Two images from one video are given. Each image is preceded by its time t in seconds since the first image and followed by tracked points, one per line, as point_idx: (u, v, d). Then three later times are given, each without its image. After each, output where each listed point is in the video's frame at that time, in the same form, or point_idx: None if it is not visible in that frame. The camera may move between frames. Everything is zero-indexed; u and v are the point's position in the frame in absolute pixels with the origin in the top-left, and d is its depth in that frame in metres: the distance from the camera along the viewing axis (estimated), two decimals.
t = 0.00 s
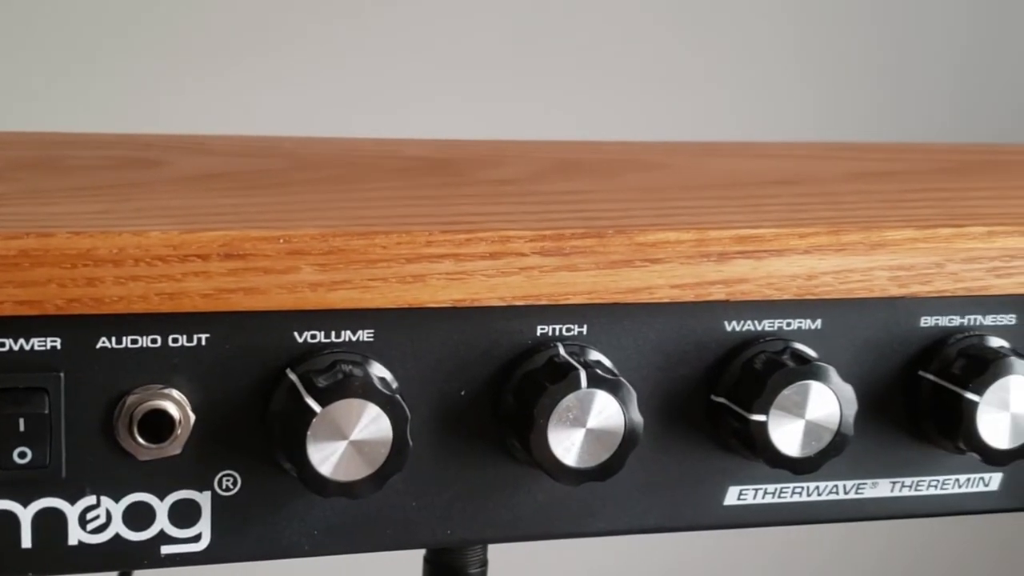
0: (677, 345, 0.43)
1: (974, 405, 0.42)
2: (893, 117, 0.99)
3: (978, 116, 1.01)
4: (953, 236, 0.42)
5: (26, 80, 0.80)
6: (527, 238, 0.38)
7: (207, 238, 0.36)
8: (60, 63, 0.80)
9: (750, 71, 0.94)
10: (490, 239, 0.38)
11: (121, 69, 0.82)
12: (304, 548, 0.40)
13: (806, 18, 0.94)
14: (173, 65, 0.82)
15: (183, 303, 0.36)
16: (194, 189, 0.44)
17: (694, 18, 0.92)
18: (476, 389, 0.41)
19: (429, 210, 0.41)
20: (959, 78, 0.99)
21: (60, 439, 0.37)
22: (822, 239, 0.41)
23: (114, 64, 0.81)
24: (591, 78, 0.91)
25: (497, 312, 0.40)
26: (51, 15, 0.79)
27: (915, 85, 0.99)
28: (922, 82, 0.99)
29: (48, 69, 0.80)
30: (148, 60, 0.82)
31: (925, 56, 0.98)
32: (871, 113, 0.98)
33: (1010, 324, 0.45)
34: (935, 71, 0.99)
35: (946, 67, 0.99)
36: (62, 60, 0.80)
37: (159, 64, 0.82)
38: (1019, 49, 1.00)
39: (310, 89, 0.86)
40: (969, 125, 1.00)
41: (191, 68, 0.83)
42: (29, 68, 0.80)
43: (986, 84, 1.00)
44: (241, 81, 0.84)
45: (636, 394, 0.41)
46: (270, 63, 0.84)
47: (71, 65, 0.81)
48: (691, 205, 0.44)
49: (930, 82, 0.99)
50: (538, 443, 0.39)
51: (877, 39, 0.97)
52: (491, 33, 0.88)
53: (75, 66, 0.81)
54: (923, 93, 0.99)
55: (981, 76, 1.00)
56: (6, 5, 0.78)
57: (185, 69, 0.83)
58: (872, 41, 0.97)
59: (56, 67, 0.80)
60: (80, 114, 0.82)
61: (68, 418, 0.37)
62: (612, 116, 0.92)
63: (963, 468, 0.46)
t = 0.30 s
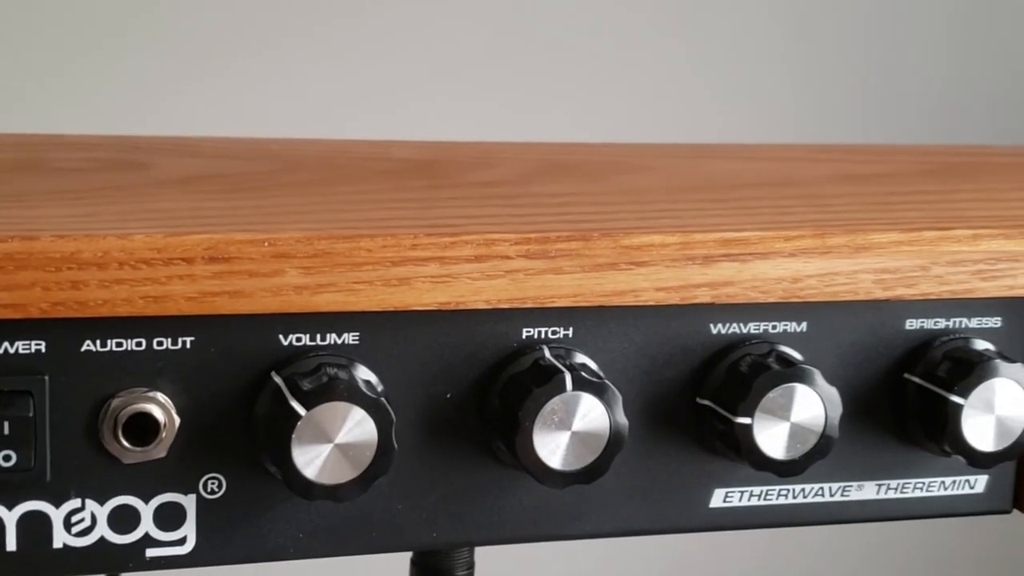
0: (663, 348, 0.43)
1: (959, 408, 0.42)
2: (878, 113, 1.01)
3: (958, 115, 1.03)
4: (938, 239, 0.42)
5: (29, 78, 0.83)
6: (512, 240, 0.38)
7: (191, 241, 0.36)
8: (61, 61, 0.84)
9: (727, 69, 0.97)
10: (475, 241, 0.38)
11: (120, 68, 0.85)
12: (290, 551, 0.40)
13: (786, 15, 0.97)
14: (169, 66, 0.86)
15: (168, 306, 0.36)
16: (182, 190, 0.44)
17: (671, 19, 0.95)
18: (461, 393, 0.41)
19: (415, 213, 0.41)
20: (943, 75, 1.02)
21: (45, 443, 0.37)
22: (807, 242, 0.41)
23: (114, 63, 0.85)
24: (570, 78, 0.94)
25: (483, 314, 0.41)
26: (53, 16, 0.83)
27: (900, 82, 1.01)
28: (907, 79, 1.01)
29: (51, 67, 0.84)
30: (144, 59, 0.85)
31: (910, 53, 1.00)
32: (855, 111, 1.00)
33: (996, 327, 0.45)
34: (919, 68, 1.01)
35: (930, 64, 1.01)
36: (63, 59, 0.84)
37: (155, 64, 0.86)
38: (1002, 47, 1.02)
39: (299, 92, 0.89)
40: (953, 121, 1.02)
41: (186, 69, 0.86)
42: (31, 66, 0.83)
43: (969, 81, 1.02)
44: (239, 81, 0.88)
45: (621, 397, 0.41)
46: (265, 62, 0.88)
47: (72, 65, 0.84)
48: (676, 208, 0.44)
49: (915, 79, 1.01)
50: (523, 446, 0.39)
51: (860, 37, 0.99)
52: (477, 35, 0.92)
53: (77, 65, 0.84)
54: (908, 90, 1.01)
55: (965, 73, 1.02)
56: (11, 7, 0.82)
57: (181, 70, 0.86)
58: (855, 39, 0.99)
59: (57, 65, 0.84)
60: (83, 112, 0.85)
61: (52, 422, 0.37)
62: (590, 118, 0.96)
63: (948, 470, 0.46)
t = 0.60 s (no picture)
0: (649, 351, 0.43)
1: (944, 411, 0.42)
2: (870, 115, 1.01)
3: (947, 116, 1.03)
4: (924, 242, 0.42)
5: (28, 78, 0.84)
6: (497, 244, 0.38)
7: (175, 244, 0.36)
8: (60, 62, 0.84)
9: (722, 68, 0.97)
10: (460, 245, 0.38)
11: (119, 68, 0.86)
12: (275, 554, 0.40)
13: (782, 18, 0.97)
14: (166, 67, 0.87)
15: (151, 310, 0.36)
16: (167, 193, 0.44)
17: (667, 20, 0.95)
18: (447, 396, 0.41)
19: (400, 216, 0.41)
20: (935, 77, 1.02)
21: (28, 446, 0.37)
22: (792, 245, 0.41)
23: (113, 64, 0.86)
24: (565, 79, 0.95)
25: (468, 318, 0.41)
26: (52, 16, 0.83)
27: (892, 85, 1.01)
28: (900, 81, 1.02)
29: (49, 67, 0.84)
30: (144, 59, 0.86)
31: (902, 56, 1.01)
32: (849, 113, 1.01)
33: (981, 330, 0.46)
34: (911, 70, 1.02)
35: (923, 67, 1.02)
36: (62, 59, 0.84)
37: (154, 65, 0.86)
38: (993, 50, 1.03)
39: (291, 94, 0.90)
40: (944, 123, 1.03)
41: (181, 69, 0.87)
42: (30, 65, 0.84)
43: (961, 84, 1.03)
44: (238, 81, 0.88)
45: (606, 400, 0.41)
46: (265, 62, 0.88)
47: (71, 65, 0.85)
48: (662, 211, 0.44)
49: (907, 81, 1.02)
50: (508, 450, 0.39)
51: (854, 40, 1.00)
52: (469, 36, 0.92)
53: (73, 65, 0.85)
54: (900, 93, 1.02)
55: (957, 75, 1.03)
56: (10, 7, 0.82)
57: (177, 70, 0.87)
58: (848, 42, 0.99)
59: (56, 65, 0.84)
60: (83, 113, 0.86)
61: (35, 426, 0.37)
62: (586, 118, 0.96)
63: (934, 473, 0.46)
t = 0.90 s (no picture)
0: (635, 354, 0.43)
1: (930, 415, 0.42)
2: (867, 115, 1.02)
3: (943, 117, 1.03)
4: (910, 245, 0.42)
5: (27, 78, 0.84)
6: (483, 247, 0.38)
7: (159, 248, 0.35)
8: (59, 62, 0.84)
9: (720, 67, 0.97)
10: (444, 248, 0.38)
11: (119, 69, 0.86)
12: (259, 558, 0.40)
13: (780, 17, 0.98)
14: (165, 66, 0.86)
15: (134, 313, 0.36)
16: (154, 196, 0.44)
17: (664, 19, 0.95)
18: (432, 399, 0.41)
19: (385, 219, 0.41)
20: (931, 75, 1.02)
21: (10, 450, 0.37)
22: (778, 248, 0.41)
23: (112, 64, 0.86)
24: (562, 80, 0.95)
25: (454, 321, 0.40)
26: (52, 16, 0.83)
27: (889, 84, 1.02)
28: (897, 79, 1.02)
29: (52, 68, 0.84)
30: (144, 60, 0.86)
31: (899, 54, 1.01)
32: (845, 112, 1.01)
33: (967, 333, 0.46)
34: (907, 69, 1.02)
35: (919, 66, 1.02)
36: (61, 59, 0.84)
37: (153, 65, 0.86)
38: (989, 48, 1.03)
39: (288, 94, 0.89)
40: (940, 121, 1.03)
41: (176, 69, 0.87)
42: (29, 65, 0.84)
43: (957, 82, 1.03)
44: (238, 81, 0.88)
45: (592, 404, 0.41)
46: (265, 62, 0.88)
47: (70, 65, 0.84)
48: (648, 215, 0.44)
49: (904, 79, 1.02)
50: (492, 453, 0.39)
51: (851, 40, 1.00)
52: (464, 37, 0.92)
53: (74, 65, 0.85)
54: (897, 92, 1.02)
55: (954, 73, 1.03)
56: (10, 7, 0.82)
57: (176, 70, 0.87)
58: (846, 41, 1.00)
59: (57, 65, 0.84)
60: (81, 113, 0.86)
61: (18, 430, 0.37)
62: (583, 119, 0.96)
63: (921, 476, 0.46)
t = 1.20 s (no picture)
0: (621, 358, 0.43)
1: (916, 418, 0.42)
2: (867, 115, 1.01)
3: (943, 116, 1.03)
4: (896, 248, 0.42)
5: (21, 80, 0.83)
6: (467, 251, 0.38)
7: (141, 251, 0.35)
8: (53, 64, 0.83)
9: (720, 68, 0.96)
10: (429, 251, 0.38)
11: (117, 72, 0.85)
12: (243, 562, 0.40)
13: (782, 17, 0.97)
14: (162, 67, 0.85)
15: (116, 316, 0.36)
16: (139, 200, 0.44)
17: (669, 22, 0.94)
18: (417, 403, 0.41)
19: (371, 222, 0.41)
20: (932, 75, 1.02)
21: None
22: (764, 252, 0.41)
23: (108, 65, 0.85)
24: (561, 82, 0.94)
25: (439, 325, 0.40)
26: (46, 18, 0.82)
27: (890, 84, 1.01)
28: (897, 78, 1.01)
29: (46, 72, 0.83)
30: (142, 62, 0.85)
31: (900, 53, 1.01)
32: (845, 113, 1.00)
33: (954, 336, 0.46)
34: (908, 68, 1.01)
35: (919, 64, 1.01)
36: (56, 61, 0.83)
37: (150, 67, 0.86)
38: (990, 47, 1.02)
39: (286, 97, 0.88)
40: (939, 120, 1.03)
41: (174, 72, 0.86)
42: (23, 68, 0.83)
43: (957, 81, 1.02)
44: (235, 84, 0.87)
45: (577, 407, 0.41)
46: (263, 66, 0.87)
47: (65, 68, 0.84)
48: (635, 218, 0.44)
49: (904, 79, 1.01)
50: (477, 456, 0.39)
51: (852, 40, 0.99)
52: (463, 40, 0.91)
53: (70, 67, 0.84)
54: (897, 91, 1.01)
55: (953, 72, 1.02)
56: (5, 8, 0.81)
57: (172, 71, 0.86)
58: (847, 41, 0.99)
59: (50, 67, 0.83)
60: (76, 116, 0.85)
61: None
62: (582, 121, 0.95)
63: (908, 479, 0.46)
